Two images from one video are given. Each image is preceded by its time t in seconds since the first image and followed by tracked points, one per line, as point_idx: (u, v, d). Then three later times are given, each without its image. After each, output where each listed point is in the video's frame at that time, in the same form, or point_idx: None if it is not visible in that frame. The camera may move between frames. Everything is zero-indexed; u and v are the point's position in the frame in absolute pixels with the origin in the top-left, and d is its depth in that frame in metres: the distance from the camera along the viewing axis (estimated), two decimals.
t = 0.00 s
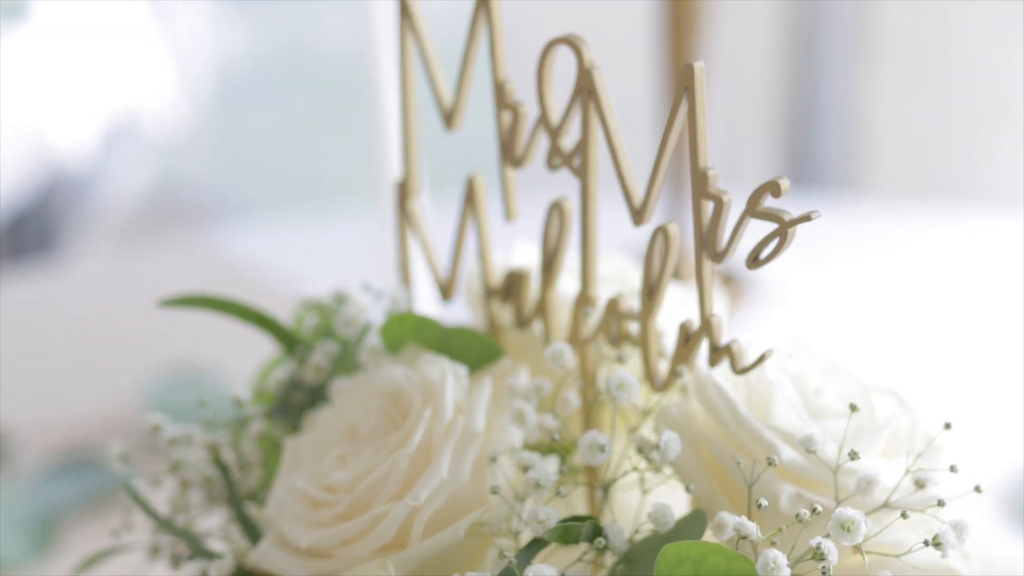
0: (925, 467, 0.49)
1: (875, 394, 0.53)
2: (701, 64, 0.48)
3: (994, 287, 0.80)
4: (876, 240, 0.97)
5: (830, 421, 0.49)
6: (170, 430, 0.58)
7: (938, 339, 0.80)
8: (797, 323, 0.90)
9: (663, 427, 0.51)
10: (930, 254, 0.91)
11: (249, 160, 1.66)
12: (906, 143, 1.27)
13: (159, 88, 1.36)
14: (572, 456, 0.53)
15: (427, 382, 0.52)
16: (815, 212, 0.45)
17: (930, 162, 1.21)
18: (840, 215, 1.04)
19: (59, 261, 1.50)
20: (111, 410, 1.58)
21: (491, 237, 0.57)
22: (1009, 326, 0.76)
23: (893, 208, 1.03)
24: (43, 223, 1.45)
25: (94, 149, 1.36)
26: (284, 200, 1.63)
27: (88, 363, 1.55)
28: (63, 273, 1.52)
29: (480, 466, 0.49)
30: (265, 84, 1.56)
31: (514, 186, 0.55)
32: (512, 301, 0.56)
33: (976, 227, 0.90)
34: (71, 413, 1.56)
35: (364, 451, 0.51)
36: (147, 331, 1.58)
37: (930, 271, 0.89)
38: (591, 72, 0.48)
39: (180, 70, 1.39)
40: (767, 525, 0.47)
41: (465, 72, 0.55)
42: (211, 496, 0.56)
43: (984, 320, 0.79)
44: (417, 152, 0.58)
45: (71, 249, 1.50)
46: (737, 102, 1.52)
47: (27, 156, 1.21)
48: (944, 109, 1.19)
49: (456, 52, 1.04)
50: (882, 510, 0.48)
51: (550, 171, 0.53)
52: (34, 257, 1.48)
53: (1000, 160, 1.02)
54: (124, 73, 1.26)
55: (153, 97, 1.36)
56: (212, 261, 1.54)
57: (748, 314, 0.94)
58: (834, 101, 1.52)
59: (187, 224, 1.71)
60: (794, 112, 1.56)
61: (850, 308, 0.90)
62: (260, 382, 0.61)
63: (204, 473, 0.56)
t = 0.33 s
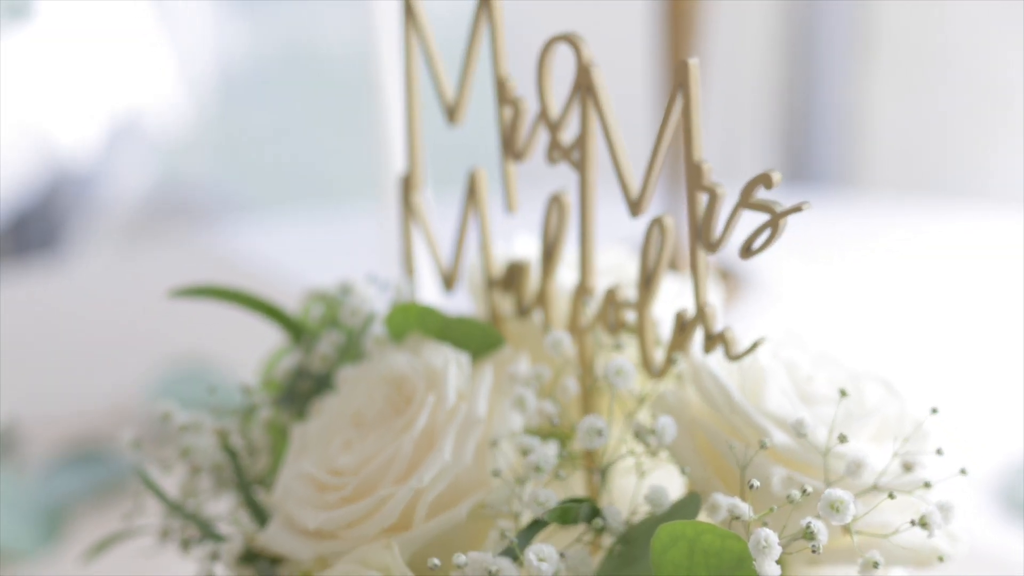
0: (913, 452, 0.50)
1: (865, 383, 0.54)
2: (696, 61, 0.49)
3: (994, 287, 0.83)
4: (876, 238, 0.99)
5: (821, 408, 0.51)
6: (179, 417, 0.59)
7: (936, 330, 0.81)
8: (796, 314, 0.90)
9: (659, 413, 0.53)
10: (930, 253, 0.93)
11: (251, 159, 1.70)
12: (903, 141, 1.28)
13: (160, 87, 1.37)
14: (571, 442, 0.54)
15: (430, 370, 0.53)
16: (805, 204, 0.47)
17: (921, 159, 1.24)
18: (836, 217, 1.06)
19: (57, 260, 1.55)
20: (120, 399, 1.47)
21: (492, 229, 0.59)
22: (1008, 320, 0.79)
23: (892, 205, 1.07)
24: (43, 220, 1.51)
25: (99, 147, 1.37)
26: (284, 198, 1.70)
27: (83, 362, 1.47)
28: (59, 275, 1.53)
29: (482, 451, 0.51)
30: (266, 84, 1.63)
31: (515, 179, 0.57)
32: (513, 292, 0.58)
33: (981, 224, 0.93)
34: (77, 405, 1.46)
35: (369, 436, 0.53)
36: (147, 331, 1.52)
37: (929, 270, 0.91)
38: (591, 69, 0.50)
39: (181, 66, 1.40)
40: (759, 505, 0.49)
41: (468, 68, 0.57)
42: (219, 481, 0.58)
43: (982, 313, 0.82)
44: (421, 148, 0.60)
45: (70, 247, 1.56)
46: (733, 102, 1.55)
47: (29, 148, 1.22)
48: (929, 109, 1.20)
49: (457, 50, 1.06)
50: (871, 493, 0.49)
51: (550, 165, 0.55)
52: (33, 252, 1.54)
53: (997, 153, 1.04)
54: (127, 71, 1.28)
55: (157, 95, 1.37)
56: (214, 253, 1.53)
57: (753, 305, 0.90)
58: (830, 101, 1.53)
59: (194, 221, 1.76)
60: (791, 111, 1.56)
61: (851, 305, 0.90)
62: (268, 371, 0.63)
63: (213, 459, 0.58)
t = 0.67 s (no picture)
0: (896, 435, 0.52)
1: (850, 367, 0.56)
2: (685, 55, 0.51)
3: (996, 301, 0.85)
4: (873, 236, 1.00)
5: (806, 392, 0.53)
6: (185, 404, 0.61)
7: (938, 335, 0.84)
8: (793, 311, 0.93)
9: (652, 397, 0.54)
10: (929, 253, 0.94)
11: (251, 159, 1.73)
12: (897, 141, 1.28)
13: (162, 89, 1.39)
14: (564, 426, 0.56)
15: (427, 356, 0.55)
16: (790, 193, 0.49)
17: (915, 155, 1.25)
18: (833, 219, 1.06)
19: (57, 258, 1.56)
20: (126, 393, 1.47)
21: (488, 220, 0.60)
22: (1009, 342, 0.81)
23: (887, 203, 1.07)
24: (44, 222, 1.51)
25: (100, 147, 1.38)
26: (283, 197, 1.72)
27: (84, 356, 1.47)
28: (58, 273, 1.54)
29: (478, 433, 0.52)
30: (266, 84, 1.67)
31: (510, 171, 0.58)
32: (509, 281, 0.59)
33: (982, 224, 0.92)
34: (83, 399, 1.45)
35: (368, 420, 0.55)
36: (147, 331, 1.51)
37: (929, 271, 0.92)
38: (583, 63, 0.52)
39: (184, 66, 1.42)
40: (746, 485, 0.51)
41: (466, 63, 0.58)
42: (223, 467, 0.60)
43: (983, 327, 0.83)
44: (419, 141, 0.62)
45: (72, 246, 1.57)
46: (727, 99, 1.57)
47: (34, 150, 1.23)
48: (921, 102, 1.21)
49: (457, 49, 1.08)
50: (855, 475, 0.51)
51: (544, 156, 0.57)
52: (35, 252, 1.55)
53: (987, 151, 1.08)
54: (131, 74, 1.30)
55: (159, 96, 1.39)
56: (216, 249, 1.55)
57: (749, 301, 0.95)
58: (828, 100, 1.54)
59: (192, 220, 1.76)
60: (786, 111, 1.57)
61: (850, 308, 0.92)
62: (271, 359, 0.64)
63: (218, 444, 0.60)
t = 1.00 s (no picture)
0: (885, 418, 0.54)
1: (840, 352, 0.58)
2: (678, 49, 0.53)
3: (995, 298, 0.90)
4: (872, 235, 1.04)
5: (797, 376, 0.54)
6: (193, 391, 0.63)
7: (939, 330, 0.88)
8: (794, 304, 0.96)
9: (647, 382, 0.56)
10: (928, 251, 0.99)
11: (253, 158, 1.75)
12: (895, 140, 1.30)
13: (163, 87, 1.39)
14: (563, 411, 0.58)
15: (429, 342, 0.57)
16: (780, 183, 0.50)
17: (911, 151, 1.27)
18: (821, 214, 1.11)
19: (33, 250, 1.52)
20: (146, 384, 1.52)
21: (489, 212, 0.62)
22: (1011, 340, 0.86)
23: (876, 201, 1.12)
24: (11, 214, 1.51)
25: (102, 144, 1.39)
26: (283, 195, 1.74)
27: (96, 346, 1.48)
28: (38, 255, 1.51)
29: (479, 417, 0.54)
30: (265, 84, 1.68)
31: (509, 163, 0.60)
32: (509, 271, 0.61)
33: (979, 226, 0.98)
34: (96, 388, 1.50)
35: (372, 404, 0.56)
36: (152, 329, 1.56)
37: (928, 269, 0.97)
38: (580, 57, 0.53)
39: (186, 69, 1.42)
40: (738, 465, 0.53)
41: (466, 58, 0.60)
42: (231, 452, 0.61)
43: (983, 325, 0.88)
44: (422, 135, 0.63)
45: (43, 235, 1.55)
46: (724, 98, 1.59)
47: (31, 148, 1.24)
48: (921, 102, 1.24)
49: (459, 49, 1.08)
50: (845, 457, 0.53)
51: (543, 149, 0.58)
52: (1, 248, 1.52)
53: (983, 147, 1.08)
54: (132, 72, 1.31)
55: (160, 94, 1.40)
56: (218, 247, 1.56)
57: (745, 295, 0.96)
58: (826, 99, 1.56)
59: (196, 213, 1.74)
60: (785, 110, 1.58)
61: (851, 302, 0.96)
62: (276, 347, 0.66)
63: (227, 430, 0.62)
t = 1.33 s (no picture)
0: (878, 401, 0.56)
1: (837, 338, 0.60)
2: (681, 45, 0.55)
3: (997, 294, 0.94)
4: (871, 222, 1.10)
5: (796, 360, 0.56)
6: (211, 376, 0.65)
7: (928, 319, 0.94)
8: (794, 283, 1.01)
9: (650, 366, 0.58)
10: (926, 244, 1.03)
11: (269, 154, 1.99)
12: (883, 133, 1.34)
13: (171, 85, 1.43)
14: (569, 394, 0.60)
15: (440, 328, 0.59)
16: (779, 174, 0.52)
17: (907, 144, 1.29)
18: (821, 212, 1.15)
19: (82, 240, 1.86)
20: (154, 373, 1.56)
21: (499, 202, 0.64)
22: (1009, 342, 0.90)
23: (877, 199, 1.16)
24: (60, 208, 1.85)
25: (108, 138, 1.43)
26: (293, 186, 2.01)
27: (97, 342, 1.53)
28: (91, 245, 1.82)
29: (488, 400, 0.56)
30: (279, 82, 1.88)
31: (517, 154, 0.62)
32: (516, 260, 0.63)
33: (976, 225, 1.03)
34: (98, 387, 1.54)
35: (385, 387, 0.58)
36: (157, 318, 1.57)
37: (925, 260, 1.01)
38: (585, 51, 0.55)
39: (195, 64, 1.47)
40: (738, 444, 0.55)
41: (475, 52, 0.61)
42: (247, 436, 0.63)
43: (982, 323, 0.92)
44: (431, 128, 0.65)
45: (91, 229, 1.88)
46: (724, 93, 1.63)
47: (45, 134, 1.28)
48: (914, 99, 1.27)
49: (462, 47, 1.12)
50: (841, 437, 0.55)
51: (549, 141, 0.60)
52: (58, 239, 1.88)
53: (978, 141, 1.10)
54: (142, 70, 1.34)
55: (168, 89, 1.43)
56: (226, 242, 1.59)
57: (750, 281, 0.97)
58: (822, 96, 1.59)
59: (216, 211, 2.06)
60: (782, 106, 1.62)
61: (849, 283, 1.00)
62: (289, 335, 0.68)
63: (242, 414, 0.63)
